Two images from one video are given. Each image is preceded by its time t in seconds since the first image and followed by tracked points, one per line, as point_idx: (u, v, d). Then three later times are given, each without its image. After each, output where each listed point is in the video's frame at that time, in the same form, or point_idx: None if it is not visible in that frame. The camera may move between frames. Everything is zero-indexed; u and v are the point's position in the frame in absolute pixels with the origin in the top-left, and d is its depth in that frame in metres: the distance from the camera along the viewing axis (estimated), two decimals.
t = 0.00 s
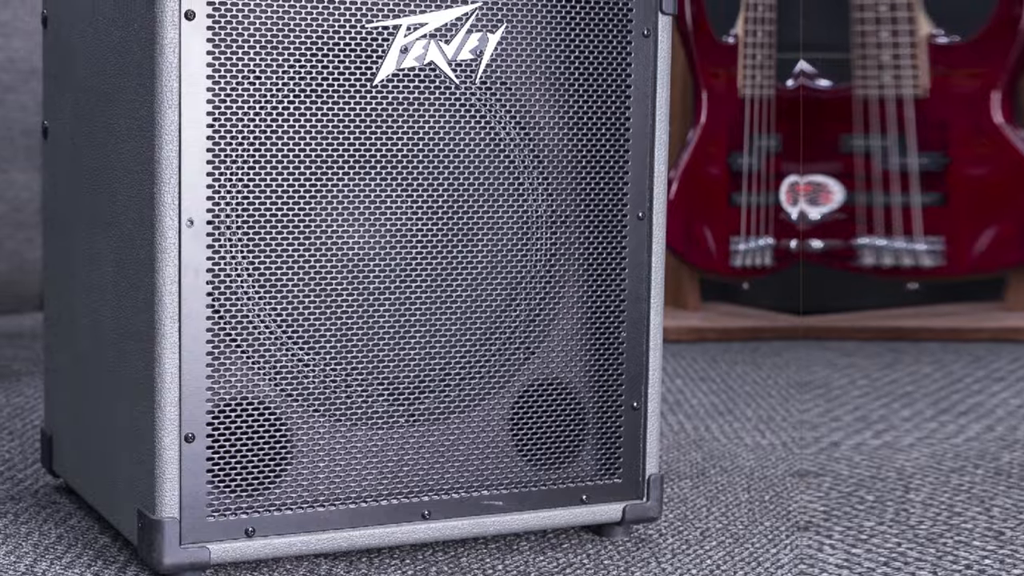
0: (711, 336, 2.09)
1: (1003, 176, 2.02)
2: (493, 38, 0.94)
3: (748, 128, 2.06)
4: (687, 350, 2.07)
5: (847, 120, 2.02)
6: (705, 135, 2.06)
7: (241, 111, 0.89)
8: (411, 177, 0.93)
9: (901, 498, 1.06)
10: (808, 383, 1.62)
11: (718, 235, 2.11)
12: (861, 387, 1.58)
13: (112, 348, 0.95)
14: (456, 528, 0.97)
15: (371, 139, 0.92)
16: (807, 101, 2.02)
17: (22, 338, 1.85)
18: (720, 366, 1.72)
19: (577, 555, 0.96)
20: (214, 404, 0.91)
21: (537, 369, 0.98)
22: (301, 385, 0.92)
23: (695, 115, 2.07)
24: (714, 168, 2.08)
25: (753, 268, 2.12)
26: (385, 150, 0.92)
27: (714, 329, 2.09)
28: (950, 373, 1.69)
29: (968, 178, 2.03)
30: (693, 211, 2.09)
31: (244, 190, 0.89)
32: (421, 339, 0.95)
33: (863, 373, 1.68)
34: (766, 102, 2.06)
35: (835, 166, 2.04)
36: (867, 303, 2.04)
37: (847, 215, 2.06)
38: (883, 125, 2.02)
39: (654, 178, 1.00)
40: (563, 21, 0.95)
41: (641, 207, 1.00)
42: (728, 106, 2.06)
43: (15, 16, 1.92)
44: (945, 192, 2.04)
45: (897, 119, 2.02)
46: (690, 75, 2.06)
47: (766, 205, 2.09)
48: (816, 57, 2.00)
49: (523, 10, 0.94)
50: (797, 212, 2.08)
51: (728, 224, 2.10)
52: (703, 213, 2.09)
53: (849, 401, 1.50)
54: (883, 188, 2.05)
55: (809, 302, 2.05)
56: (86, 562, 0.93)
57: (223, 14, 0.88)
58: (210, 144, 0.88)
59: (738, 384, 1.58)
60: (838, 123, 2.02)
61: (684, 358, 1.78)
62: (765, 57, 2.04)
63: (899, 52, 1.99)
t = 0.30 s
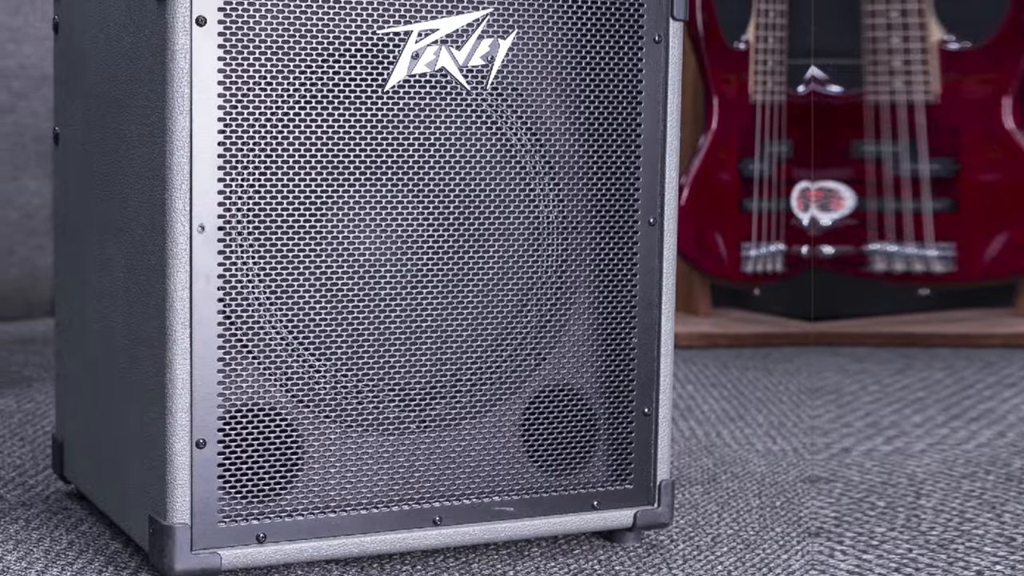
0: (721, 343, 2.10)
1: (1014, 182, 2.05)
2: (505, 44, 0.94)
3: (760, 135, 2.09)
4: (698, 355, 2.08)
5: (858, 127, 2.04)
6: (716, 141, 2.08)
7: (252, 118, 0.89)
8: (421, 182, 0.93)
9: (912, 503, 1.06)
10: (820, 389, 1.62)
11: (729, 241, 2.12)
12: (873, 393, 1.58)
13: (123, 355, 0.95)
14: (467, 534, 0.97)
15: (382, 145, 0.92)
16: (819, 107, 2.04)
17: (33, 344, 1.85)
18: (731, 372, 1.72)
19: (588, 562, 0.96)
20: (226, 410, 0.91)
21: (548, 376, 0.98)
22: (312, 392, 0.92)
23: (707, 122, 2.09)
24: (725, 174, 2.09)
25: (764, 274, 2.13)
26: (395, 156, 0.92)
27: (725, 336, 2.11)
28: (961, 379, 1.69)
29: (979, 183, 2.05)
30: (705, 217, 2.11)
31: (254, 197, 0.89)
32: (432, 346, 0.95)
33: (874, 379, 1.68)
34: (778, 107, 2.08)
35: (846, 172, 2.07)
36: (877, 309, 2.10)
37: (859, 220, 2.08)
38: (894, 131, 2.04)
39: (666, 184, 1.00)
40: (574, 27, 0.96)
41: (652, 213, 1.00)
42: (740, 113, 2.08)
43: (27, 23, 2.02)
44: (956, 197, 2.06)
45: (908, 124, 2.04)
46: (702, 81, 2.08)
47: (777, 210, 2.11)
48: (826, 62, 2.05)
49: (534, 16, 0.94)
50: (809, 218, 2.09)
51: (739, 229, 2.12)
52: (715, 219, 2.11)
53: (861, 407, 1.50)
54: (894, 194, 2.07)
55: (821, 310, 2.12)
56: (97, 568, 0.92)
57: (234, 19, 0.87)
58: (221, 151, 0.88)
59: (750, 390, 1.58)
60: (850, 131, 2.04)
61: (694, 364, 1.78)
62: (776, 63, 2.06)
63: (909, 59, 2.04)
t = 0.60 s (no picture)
0: (733, 348, 2.13)
1: None
2: (516, 50, 0.94)
3: (771, 140, 2.09)
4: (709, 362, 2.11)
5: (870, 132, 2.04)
6: (728, 147, 2.09)
7: (262, 124, 0.89)
8: (433, 188, 0.93)
9: (923, 509, 1.06)
10: (831, 395, 1.61)
11: (740, 247, 2.13)
12: (884, 399, 1.58)
13: (134, 360, 0.95)
14: (478, 540, 0.97)
15: (393, 151, 0.92)
16: (830, 113, 2.05)
17: (45, 350, 1.86)
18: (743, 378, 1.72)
19: (600, 568, 0.96)
20: (237, 416, 0.90)
21: (560, 381, 0.98)
22: (323, 398, 0.92)
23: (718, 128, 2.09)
24: (737, 180, 2.10)
25: (776, 280, 2.14)
26: (407, 162, 0.92)
27: (736, 341, 2.13)
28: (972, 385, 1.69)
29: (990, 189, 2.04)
30: (717, 223, 2.12)
31: (266, 203, 0.89)
32: (443, 352, 0.95)
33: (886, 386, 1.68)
34: (789, 114, 2.09)
35: (856, 178, 2.06)
36: (892, 313, 2.03)
37: (870, 226, 2.08)
38: (904, 137, 2.04)
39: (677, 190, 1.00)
40: (586, 33, 0.96)
41: (663, 219, 1.00)
42: (751, 119, 2.08)
43: (38, 28, 2.07)
44: (967, 203, 2.06)
45: (919, 130, 2.03)
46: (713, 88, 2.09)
47: (788, 216, 2.12)
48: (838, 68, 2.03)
49: (545, 21, 0.94)
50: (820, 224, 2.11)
51: (751, 236, 2.13)
52: (726, 225, 2.12)
53: (872, 413, 1.50)
54: (906, 200, 2.06)
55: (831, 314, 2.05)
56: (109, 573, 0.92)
57: (246, 26, 0.87)
58: (232, 156, 0.88)
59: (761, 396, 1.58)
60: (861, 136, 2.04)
61: (706, 370, 1.79)
62: (787, 69, 2.08)
63: (921, 65, 2.01)
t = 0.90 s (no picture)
0: (745, 354, 2.08)
1: None
2: (527, 55, 0.94)
3: (782, 146, 2.07)
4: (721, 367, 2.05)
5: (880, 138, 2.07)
6: (739, 152, 2.05)
7: (273, 129, 0.89)
8: (443, 193, 0.93)
9: (935, 515, 1.06)
10: (842, 400, 1.61)
11: (752, 253, 2.09)
12: (895, 405, 1.58)
13: (145, 366, 0.95)
14: (489, 546, 0.97)
15: (405, 158, 0.92)
16: (841, 119, 2.07)
17: (56, 355, 1.86)
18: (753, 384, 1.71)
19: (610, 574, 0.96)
20: (248, 422, 0.90)
21: (571, 387, 0.98)
22: (334, 403, 0.92)
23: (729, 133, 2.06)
24: (748, 185, 2.06)
25: (787, 286, 2.10)
26: (418, 168, 0.92)
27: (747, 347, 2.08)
28: (983, 391, 1.68)
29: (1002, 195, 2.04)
30: (728, 229, 2.07)
31: (278, 208, 0.89)
32: (454, 357, 0.95)
33: (897, 391, 1.68)
34: (800, 119, 2.07)
35: (867, 184, 2.08)
36: (901, 321, 2.16)
37: (881, 232, 2.09)
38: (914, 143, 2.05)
39: (688, 196, 1.00)
40: (597, 39, 0.96)
41: (675, 224, 1.00)
42: (762, 124, 2.05)
43: (51, 34, 1.99)
44: (979, 209, 2.06)
45: (930, 136, 2.05)
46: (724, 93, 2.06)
47: (799, 222, 2.09)
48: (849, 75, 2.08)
49: (556, 27, 0.94)
50: (831, 229, 2.09)
51: (761, 242, 2.09)
52: (737, 231, 2.08)
53: (883, 419, 1.50)
54: (917, 206, 2.07)
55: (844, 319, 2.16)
56: None
57: (257, 32, 0.88)
58: (244, 162, 0.88)
59: (772, 402, 1.58)
60: (872, 141, 2.07)
61: (717, 375, 1.79)
62: (799, 74, 2.07)
63: (932, 71, 2.05)
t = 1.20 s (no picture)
0: (756, 360, 2.06)
1: None
2: (539, 62, 0.94)
3: (794, 152, 2.06)
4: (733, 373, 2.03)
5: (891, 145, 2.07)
6: (750, 158, 2.04)
7: (285, 135, 0.89)
8: (454, 200, 0.93)
9: (946, 521, 1.06)
10: (853, 407, 1.61)
11: (763, 259, 2.08)
12: (906, 411, 1.58)
13: (156, 373, 0.95)
14: (500, 552, 0.97)
15: (415, 163, 0.92)
16: (853, 126, 2.07)
17: (67, 361, 1.86)
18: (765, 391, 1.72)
19: None
20: (259, 428, 0.90)
21: (583, 393, 0.98)
22: (345, 410, 0.92)
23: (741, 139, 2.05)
24: (759, 192, 2.05)
25: (798, 292, 2.09)
26: (429, 175, 0.92)
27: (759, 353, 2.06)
28: (995, 397, 1.68)
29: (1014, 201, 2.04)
30: (739, 236, 2.07)
31: (289, 214, 0.89)
32: (465, 364, 0.95)
33: (908, 398, 1.68)
34: (812, 126, 2.06)
35: (879, 190, 2.08)
36: (913, 326, 2.18)
37: (892, 238, 2.09)
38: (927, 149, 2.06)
39: (699, 203, 1.00)
40: (608, 45, 0.96)
41: (685, 230, 1.00)
42: (774, 131, 2.04)
43: (61, 40, 2.05)
44: (990, 215, 2.05)
45: (942, 142, 2.05)
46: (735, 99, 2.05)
47: (810, 228, 2.08)
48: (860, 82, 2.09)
49: (567, 33, 0.94)
50: (843, 236, 2.09)
51: (773, 248, 2.08)
52: (749, 237, 2.07)
53: (894, 425, 1.50)
54: (928, 212, 2.07)
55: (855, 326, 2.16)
56: None
57: (268, 37, 0.87)
58: (255, 168, 0.88)
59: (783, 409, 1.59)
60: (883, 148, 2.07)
61: (728, 382, 1.79)
62: (810, 81, 2.06)
63: (943, 77, 2.04)
